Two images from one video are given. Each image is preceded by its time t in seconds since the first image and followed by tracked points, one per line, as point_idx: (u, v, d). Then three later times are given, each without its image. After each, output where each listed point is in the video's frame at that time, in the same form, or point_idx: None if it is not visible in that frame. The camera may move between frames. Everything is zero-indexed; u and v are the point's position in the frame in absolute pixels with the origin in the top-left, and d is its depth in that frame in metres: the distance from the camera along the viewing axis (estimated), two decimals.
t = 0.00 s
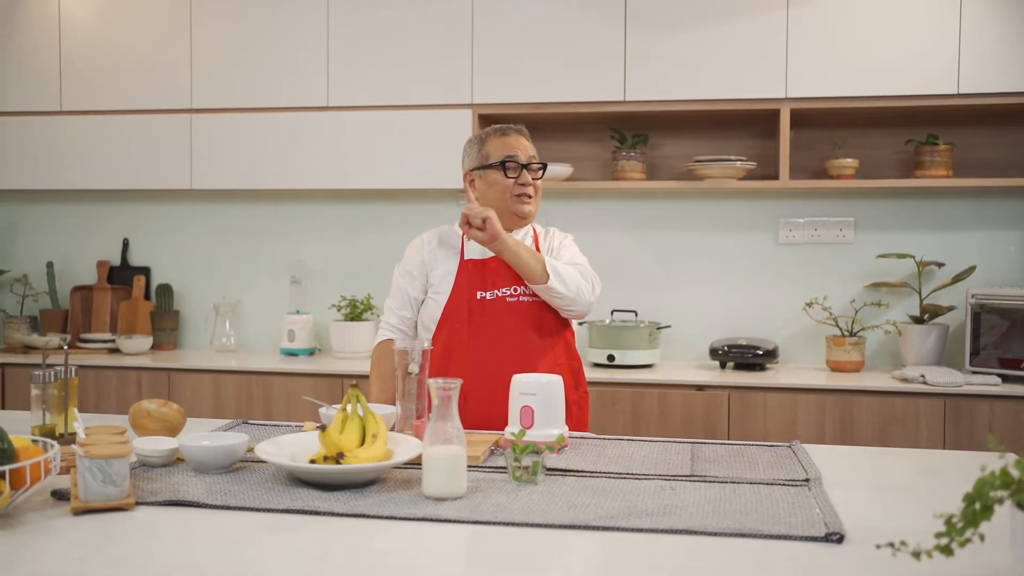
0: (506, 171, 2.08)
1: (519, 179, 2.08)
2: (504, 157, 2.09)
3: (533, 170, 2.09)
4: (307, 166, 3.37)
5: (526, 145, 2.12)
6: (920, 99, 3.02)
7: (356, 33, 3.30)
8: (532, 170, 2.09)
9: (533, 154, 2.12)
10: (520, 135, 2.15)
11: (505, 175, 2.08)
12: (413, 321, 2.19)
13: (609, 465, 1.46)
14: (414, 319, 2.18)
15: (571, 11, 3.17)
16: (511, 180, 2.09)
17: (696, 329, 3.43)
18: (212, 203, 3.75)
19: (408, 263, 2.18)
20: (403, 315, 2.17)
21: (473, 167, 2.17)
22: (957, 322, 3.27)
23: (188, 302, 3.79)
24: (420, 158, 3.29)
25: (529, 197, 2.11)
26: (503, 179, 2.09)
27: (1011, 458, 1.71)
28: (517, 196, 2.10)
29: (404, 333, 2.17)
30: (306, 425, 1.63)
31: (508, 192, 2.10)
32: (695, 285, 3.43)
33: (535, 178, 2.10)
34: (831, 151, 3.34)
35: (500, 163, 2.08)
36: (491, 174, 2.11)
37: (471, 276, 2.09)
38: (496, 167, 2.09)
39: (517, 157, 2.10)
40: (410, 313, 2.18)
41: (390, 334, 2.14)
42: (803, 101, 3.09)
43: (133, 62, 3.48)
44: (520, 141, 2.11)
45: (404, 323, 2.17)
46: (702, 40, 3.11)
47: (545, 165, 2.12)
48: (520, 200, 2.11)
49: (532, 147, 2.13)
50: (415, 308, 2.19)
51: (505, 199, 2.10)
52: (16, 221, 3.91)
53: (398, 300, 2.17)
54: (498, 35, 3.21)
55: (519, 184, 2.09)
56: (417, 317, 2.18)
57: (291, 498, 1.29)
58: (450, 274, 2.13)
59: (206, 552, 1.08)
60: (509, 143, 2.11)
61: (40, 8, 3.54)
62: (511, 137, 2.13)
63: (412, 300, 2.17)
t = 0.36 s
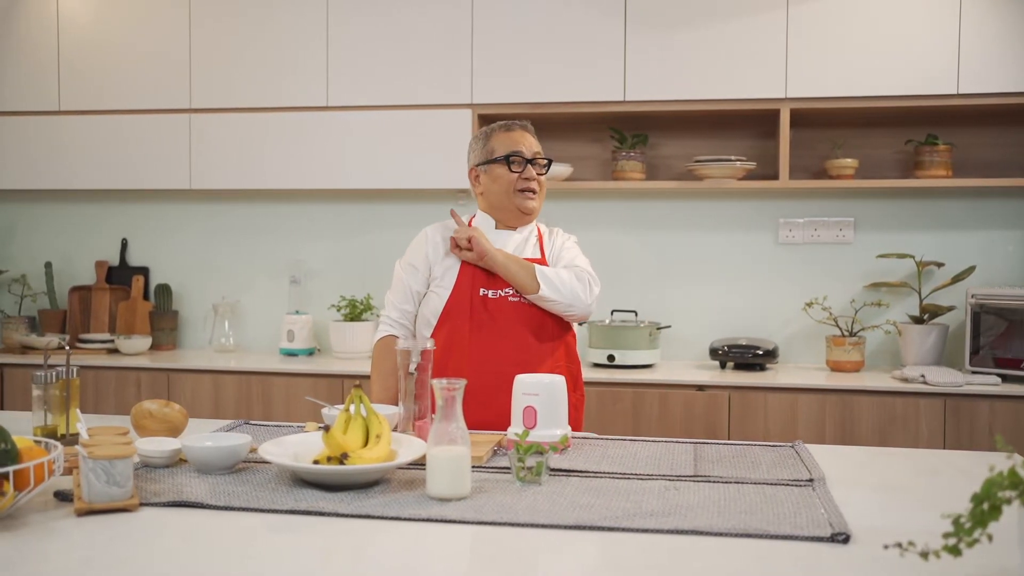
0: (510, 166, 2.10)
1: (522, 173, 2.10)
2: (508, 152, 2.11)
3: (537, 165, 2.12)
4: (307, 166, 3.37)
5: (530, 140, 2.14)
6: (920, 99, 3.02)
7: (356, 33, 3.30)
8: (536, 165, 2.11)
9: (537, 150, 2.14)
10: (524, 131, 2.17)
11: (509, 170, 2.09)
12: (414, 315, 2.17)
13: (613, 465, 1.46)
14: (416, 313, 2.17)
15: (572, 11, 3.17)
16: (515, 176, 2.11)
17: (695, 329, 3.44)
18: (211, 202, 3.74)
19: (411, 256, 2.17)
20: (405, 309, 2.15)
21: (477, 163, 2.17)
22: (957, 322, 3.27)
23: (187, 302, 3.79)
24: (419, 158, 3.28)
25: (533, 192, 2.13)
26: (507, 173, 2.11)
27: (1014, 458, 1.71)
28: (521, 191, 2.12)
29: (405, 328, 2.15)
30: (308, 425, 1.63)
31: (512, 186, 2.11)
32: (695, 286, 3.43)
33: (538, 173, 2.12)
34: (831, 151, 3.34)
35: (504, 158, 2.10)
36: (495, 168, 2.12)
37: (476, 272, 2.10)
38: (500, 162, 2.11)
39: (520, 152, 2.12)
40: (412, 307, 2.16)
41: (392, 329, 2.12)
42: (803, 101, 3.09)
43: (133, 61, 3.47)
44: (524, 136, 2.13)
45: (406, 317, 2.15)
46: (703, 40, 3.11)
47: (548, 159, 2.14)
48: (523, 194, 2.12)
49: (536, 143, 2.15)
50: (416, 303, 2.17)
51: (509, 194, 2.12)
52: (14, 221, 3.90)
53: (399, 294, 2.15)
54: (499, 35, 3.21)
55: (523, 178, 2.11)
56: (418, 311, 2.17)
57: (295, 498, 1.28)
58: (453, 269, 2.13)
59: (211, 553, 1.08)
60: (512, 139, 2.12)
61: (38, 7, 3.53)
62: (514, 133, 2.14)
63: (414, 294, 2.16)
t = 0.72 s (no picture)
0: (465, 157, 2.05)
1: (478, 163, 2.04)
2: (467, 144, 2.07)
3: (496, 154, 2.03)
4: (306, 166, 3.36)
5: (496, 131, 2.07)
6: (919, 99, 3.03)
7: (354, 32, 3.30)
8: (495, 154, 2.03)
9: (503, 140, 2.06)
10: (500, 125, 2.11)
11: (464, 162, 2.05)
12: (404, 318, 2.18)
13: (614, 466, 1.46)
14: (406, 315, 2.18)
15: (571, 11, 3.16)
16: (473, 167, 2.05)
17: (694, 329, 3.44)
18: (210, 202, 3.74)
19: (398, 260, 2.20)
20: (395, 311, 2.17)
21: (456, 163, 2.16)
22: (955, 322, 3.28)
23: (185, 302, 3.78)
24: (418, 158, 3.28)
25: (493, 182, 2.06)
26: (466, 166, 2.07)
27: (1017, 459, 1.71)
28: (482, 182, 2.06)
29: (397, 330, 2.16)
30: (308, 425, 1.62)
31: (473, 178, 2.07)
32: (694, 285, 3.43)
33: (498, 161, 2.04)
34: (830, 151, 3.35)
35: (462, 150, 2.06)
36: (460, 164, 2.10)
37: (458, 274, 2.09)
38: (460, 156, 2.08)
39: (480, 143, 2.06)
40: (401, 310, 2.18)
41: (384, 331, 2.14)
42: (802, 101, 3.09)
43: (131, 61, 3.46)
44: (489, 127, 2.06)
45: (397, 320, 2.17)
46: (702, 40, 3.11)
47: (514, 149, 2.04)
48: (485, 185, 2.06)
49: (504, 134, 2.07)
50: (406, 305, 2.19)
51: (470, 185, 2.08)
52: (11, 221, 3.89)
53: (389, 297, 2.18)
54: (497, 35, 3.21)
55: (481, 169, 2.05)
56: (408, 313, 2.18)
57: (297, 499, 1.28)
58: (435, 268, 2.15)
59: (214, 554, 1.08)
60: (479, 130, 2.08)
61: (35, 6, 3.52)
62: (485, 125, 2.09)
63: (403, 296, 2.18)
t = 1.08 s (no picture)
0: (456, 157, 2.07)
1: (469, 162, 2.06)
2: (457, 143, 2.08)
3: (486, 153, 2.06)
4: (305, 165, 3.36)
5: (485, 129, 2.09)
6: (918, 100, 3.03)
7: (353, 32, 3.29)
8: (485, 153, 2.06)
9: (493, 138, 2.08)
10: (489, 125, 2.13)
11: (455, 161, 2.07)
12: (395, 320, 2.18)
13: (615, 466, 1.46)
14: (397, 317, 2.17)
15: (570, 11, 3.16)
16: (463, 166, 2.07)
17: (693, 329, 3.44)
18: (207, 202, 3.73)
19: (387, 262, 2.20)
20: (385, 313, 2.16)
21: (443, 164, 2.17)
22: (953, 322, 3.28)
23: (182, 302, 3.78)
24: (417, 158, 3.28)
25: (483, 182, 2.07)
26: (456, 165, 2.08)
27: (1017, 459, 1.71)
28: (472, 180, 2.07)
29: (388, 332, 2.16)
30: (309, 425, 1.62)
31: (462, 177, 2.08)
32: (692, 285, 3.43)
33: (488, 160, 2.06)
34: (828, 151, 3.35)
35: (452, 149, 2.08)
36: (449, 163, 2.11)
37: (443, 279, 2.08)
38: (450, 155, 2.09)
39: (470, 141, 2.07)
40: (391, 312, 2.17)
41: (375, 334, 2.13)
42: (801, 101, 3.10)
43: (129, 60, 3.46)
44: (478, 126, 2.09)
45: (387, 322, 2.16)
46: (701, 40, 3.11)
47: (504, 147, 2.07)
48: (475, 185, 2.08)
49: (493, 132, 2.09)
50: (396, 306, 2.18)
51: (459, 185, 2.09)
52: (8, 221, 3.89)
53: (378, 299, 2.17)
54: (496, 34, 3.21)
55: (471, 168, 2.07)
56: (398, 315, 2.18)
57: (298, 500, 1.28)
58: (423, 271, 2.14)
59: (218, 555, 1.07)
60: (468, 130, 2.10)
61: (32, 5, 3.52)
62: (474, 124, 2.11)
63: (392, 298, 2.17)
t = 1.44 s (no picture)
0: (444, 156, 2.02)
1: (458, 163, 2.00)
2: (446, 142, 2.02)
3: (476, 153, 2.00)
4: (304, 165, 3.35)
5: (476, 127, 2.03)
6: (918, 100, 3.04)
7: (352, 32, 3.29)
8: (475, 152, 2.00)
9: (484, 137, 2.02)
10: (480, 122, 2.07)
11: (443, 161, 2.01)
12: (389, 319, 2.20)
13: (617, 467, 1.45)
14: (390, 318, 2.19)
15: (569, 10, 3.16)
16: (452, 166, 2.02)
17: (693, 329, 3.44)
18: (206, 202, 3.73)
19: (378, 264, 2.19)
20: (377, 315, 2.18)
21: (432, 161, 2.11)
22: (953, 321, 3.29)
23: (182, 302, 3.77)
24: (416, 157, 3.27)
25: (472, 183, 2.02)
26: (445, 165, 2.02)
27: (1021, 458, 1.71)
28: (461, 181, 2.02)
29: (383, 332, 2.19)
30: (310, 425, 1.62)
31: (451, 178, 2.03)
32: (692, 285, 3.43)
33: (478, 161, 2.00)
34: (828, 151, 3.35)
35: (440, 148, 2.02)
36: (438, 161, 2.06)
37: (432, 286, 2.04)
38: (438, 154, 2.03)
39: (460, 140, 2.02)
40: (384, 313, 2.19)
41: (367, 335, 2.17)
42: (801, 101, 3.10)
43: (129, 60, 3.45)
44: (469, 123, 2.03)
45: (380, 323, 2.19)
46: (701, 40, 3.11)
47: (495, 146, 2.01)
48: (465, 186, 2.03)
49: (484, 130, 2.03)
50: (389, 307, 2.19)
51: (448, 186, 2.04)
52: (6, 221, 3.88)
53: (371, 301, 2.19)
54: (496, 34, 3.20)
55: (461, 168, 2.01)
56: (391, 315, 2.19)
57: (301, 501, 1.27)
58: (410, 278, 2.11)
59: (221, 556, 1.07)
60: (458, 127, 2.04)
61: (31, 4, 3.51)
62: (464, 121, 2.05)
63: (383, 300, 2.18)
